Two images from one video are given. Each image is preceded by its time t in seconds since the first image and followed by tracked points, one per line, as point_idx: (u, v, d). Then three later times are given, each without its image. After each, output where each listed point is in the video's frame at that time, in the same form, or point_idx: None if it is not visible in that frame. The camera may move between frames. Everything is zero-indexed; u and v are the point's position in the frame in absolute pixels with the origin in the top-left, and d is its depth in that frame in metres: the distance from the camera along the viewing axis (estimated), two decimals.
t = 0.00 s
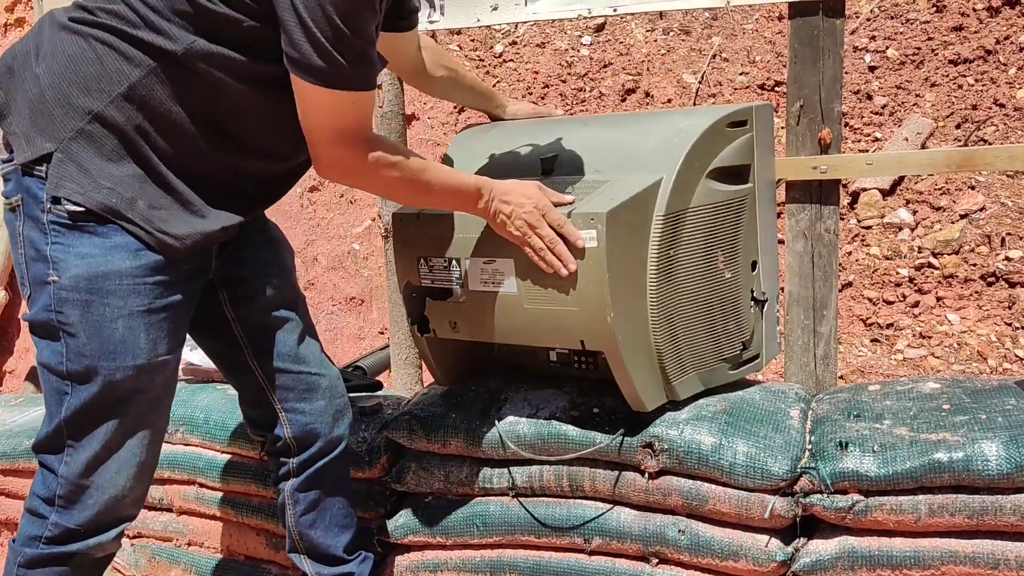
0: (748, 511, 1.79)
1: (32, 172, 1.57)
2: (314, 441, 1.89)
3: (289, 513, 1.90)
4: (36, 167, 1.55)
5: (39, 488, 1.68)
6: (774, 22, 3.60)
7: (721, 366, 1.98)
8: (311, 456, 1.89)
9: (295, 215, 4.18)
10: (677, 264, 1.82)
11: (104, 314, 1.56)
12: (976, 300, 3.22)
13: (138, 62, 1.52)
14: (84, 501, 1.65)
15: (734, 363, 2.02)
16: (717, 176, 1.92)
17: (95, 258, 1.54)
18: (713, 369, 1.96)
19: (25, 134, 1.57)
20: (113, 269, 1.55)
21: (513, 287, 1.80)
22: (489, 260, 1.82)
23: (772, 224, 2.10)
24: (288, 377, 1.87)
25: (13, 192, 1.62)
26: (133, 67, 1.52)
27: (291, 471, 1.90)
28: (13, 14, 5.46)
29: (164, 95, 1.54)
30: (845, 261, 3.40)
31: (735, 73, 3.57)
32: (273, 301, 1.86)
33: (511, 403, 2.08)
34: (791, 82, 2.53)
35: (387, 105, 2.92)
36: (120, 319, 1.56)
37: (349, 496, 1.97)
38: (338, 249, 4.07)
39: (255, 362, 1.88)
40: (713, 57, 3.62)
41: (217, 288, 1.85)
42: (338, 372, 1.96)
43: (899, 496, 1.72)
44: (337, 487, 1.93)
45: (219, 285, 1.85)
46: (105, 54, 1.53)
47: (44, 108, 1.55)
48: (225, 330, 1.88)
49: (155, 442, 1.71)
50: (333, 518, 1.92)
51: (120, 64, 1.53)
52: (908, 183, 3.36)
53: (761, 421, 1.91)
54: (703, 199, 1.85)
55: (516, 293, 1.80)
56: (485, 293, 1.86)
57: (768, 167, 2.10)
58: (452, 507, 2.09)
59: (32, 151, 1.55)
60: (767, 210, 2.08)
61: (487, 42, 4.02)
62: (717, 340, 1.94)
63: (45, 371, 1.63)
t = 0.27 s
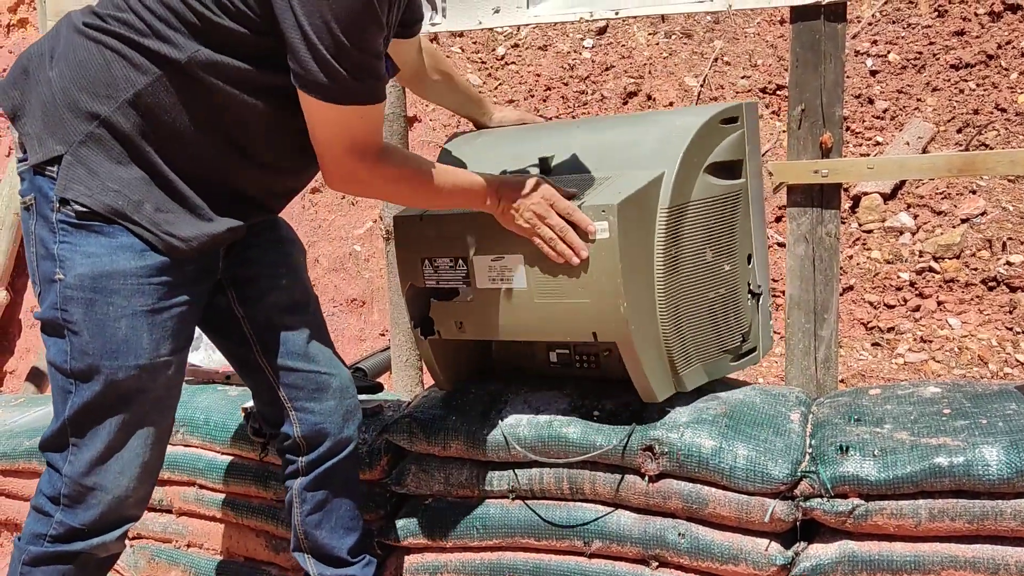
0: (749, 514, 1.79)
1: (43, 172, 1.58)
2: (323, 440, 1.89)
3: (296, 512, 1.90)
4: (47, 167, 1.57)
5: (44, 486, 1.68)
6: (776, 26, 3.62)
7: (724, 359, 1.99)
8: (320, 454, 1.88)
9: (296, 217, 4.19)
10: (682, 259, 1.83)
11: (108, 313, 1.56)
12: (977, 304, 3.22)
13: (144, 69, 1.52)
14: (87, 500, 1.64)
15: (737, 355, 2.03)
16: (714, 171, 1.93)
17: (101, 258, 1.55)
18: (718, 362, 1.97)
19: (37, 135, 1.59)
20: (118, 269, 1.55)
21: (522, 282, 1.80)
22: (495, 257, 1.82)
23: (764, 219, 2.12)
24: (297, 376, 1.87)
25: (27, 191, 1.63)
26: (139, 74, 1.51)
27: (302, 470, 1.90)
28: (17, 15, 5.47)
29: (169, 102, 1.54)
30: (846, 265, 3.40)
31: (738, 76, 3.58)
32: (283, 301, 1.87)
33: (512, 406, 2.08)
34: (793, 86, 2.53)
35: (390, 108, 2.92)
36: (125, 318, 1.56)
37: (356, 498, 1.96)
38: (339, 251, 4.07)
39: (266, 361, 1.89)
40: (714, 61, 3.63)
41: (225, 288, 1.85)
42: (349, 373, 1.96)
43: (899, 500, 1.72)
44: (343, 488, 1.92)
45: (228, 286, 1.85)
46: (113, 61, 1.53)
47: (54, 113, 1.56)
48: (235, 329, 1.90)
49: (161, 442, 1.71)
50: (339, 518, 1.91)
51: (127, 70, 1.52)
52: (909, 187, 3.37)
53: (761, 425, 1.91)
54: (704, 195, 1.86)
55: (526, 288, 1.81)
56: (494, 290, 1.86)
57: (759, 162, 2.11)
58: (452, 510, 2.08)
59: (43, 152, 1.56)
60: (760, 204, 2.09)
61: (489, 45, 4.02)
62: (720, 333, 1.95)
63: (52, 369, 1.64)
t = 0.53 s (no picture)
0: (748, 517, 1.79)
1: (90, 162, 1.54)
2: (338, 436, 1.91)
3: (304, 508, 1.89)
4: (95, 158, 1.53)
5: (71, 475, 1.65)
6: (778, 29, 3.63)
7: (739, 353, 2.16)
8: (332, 451, 1.90)
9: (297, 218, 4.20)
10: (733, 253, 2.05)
11: (155, 305, 1.54)
12: (979, 308, 3.22)
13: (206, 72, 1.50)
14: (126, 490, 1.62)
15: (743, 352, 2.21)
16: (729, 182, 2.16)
17: (151, 250, 1.53)
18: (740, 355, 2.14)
19: (86, 125, 1.55)
20: (167, 262, 1.53)
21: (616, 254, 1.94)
22: (589, 229, 1.95)
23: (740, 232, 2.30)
24: (323, 373, 1.88)
25: (68, 179, 1.59)
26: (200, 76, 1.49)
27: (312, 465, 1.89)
28: (19, 15, 5.47)
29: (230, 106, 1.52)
30: (848, 269, 3.40)
31: (739, 80, 3.60)
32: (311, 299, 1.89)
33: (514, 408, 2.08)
34: (794, 89, 2.53)
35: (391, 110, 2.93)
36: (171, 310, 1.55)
37: (361, 497, 1.98)
38: (340, 252, 4.08)
39: (289, 357, 1.87)
40: (716, 64, 3.65)
41: (254, 284, 1.82)
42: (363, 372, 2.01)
43: (900, 504, 1.71)
44: (351, 486, 1.94)
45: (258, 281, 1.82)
46: (171, 58, 1.50)
47: (104, 107, 1.52)
48: (258, 321, 1.86)
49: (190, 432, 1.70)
50: (343, 516, 1.92)
51: (186, 70, 1.50)
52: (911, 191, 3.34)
53: (761, 428, 1.91)
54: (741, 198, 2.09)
55: (619, 261, 1.95)
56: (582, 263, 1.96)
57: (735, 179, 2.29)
58: (451, 512, 2.07)
59: (92, 143, 1.52)
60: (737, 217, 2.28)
61: (490, 47, 4.03)
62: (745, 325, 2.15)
63: (85, 359, 1.61)
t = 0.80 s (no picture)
0: (750, 518, 1.79)
1: (121, 157, 1.53)
2: (345, 433, 1.92)
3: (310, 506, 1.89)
4: (128, 151, 1.52)
5: (99, 468, 1.64)
6: (780, 31, 3.63)
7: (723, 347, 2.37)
8: (337, 450, 1.90)
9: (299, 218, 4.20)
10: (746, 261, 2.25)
11: (192, 298, 1.54)
12: (980, 310, 3.22)
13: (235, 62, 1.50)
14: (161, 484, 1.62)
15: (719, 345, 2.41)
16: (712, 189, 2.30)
17: (187, 243, 1.53)
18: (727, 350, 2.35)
19: (115, 118, 1.53)
20: (203, 255, 1.54)
21: (703, 265, 1.98)
22: (681, 240, 1.94)
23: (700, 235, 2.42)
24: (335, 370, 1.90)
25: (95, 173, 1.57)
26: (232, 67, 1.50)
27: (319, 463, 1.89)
28: (21, 15, 5.47)
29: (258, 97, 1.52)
30: (849, 271, 3.40)
31: (741, 81, 3.59)
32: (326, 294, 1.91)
33: (516, 409, 2.08)
34: (797, 90, 2.53)
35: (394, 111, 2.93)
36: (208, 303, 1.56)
37: (365, 496, 1.97)
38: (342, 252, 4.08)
39: (301, 353, 1.87)
40: (718, 65, 3.65)
41: (273, 276, 1.82)
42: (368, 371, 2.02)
43: (902, 506, 1.71)
44: (356, 484, 1.94)
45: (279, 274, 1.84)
46: (200, 50, 1.49)
47: (134, 101, 1.51)
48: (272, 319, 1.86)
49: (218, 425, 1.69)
50: (349, 514, 1.92)
51: (216, 61, 1.49)
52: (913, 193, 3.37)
53: (763, 429, 1.90)
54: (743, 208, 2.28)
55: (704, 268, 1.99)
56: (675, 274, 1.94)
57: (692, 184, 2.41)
58: (453, 512, 2.07)
59: (123, 136, 1.51)
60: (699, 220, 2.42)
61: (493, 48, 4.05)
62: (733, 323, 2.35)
63: (115, 353, 1.60)
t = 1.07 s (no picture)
0: (750, 518, 1.79)
1: (77, 156, 1.59)
2: (341, 434, 1.91)
3: (305, 506, 1.90)
4: (82, 152, 1.57)
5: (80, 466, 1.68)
6: (780, 30, 3.63)
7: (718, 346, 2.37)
8: (332, 450, 1.90)
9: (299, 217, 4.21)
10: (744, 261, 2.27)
11: (143, 292, 1.55)
12: (980, 310, 3.22)
13: (172, 55, 1.53)
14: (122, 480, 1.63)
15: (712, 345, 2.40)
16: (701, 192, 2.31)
17: (136, 236, 1.55)
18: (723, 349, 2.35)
19: (71, 121, 1.59)
20: (153, 248, 1.55)
21: (711, 265, 1.99)
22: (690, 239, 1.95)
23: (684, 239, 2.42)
24: (322, 371, 1.89)
25: (61, 176, 1.63)
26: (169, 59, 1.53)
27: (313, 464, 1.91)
28: (23, 14, 5.47)
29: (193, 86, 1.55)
30: (849, 270, 3.40)
31: (741, 81, 3.59)
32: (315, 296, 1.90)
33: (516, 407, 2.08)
34: (798, 90, 2.53)
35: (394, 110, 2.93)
36: (160, 296, 1.56)
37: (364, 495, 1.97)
38: (343, 251, 4.08)
39: (292, 353, 1.88)
40: (718, 65, 3.65)
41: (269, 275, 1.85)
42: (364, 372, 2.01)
43: (902, 506, 1.71)
44: (354, 484, 1.94)
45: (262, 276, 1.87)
46: (139, 45, 1.54)
47: (84, 100, 1.57)
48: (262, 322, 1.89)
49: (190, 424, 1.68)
50: (347, 514, 1.92)
51: (155, 56, 1.53)
52: (913, 192, 3.37)
53: (764, 429, 1.91)
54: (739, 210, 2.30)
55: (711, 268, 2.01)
56: (684, 273, 1.96)
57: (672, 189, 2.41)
58: (454, 511, 2.08)
59: (78, 136, 1.57)
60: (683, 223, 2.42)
61: (494, 47, 4.06)
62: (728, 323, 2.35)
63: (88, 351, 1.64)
